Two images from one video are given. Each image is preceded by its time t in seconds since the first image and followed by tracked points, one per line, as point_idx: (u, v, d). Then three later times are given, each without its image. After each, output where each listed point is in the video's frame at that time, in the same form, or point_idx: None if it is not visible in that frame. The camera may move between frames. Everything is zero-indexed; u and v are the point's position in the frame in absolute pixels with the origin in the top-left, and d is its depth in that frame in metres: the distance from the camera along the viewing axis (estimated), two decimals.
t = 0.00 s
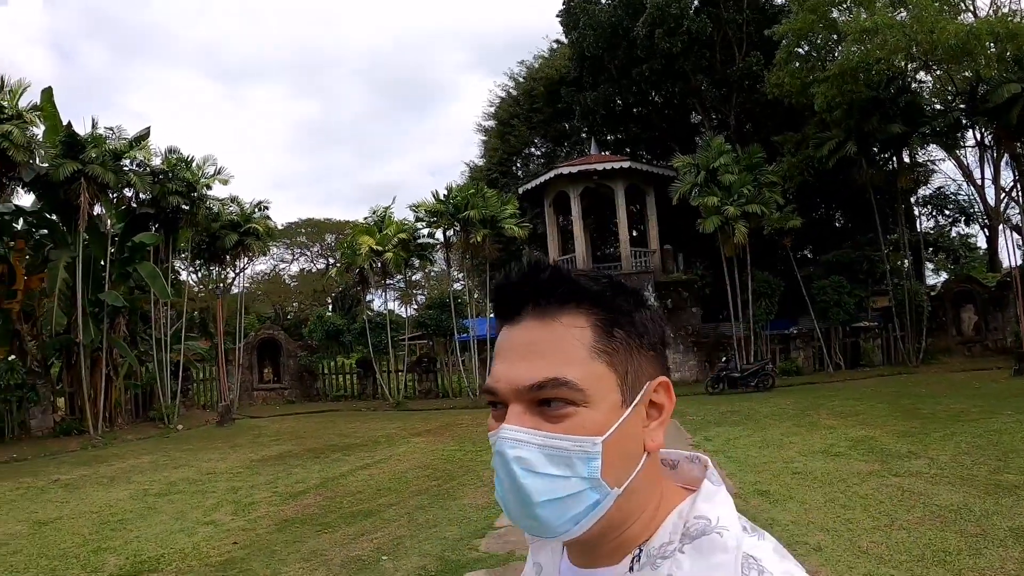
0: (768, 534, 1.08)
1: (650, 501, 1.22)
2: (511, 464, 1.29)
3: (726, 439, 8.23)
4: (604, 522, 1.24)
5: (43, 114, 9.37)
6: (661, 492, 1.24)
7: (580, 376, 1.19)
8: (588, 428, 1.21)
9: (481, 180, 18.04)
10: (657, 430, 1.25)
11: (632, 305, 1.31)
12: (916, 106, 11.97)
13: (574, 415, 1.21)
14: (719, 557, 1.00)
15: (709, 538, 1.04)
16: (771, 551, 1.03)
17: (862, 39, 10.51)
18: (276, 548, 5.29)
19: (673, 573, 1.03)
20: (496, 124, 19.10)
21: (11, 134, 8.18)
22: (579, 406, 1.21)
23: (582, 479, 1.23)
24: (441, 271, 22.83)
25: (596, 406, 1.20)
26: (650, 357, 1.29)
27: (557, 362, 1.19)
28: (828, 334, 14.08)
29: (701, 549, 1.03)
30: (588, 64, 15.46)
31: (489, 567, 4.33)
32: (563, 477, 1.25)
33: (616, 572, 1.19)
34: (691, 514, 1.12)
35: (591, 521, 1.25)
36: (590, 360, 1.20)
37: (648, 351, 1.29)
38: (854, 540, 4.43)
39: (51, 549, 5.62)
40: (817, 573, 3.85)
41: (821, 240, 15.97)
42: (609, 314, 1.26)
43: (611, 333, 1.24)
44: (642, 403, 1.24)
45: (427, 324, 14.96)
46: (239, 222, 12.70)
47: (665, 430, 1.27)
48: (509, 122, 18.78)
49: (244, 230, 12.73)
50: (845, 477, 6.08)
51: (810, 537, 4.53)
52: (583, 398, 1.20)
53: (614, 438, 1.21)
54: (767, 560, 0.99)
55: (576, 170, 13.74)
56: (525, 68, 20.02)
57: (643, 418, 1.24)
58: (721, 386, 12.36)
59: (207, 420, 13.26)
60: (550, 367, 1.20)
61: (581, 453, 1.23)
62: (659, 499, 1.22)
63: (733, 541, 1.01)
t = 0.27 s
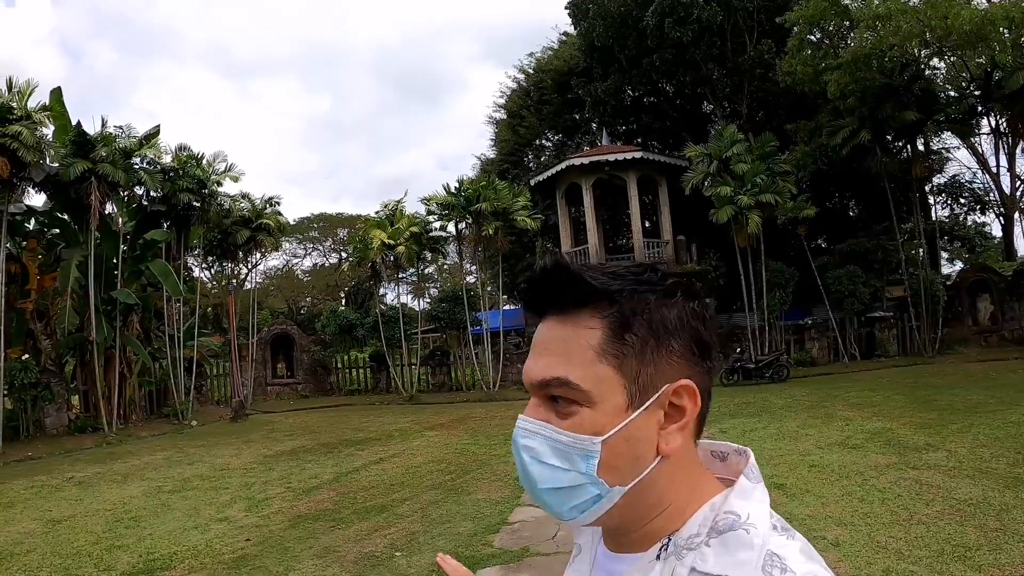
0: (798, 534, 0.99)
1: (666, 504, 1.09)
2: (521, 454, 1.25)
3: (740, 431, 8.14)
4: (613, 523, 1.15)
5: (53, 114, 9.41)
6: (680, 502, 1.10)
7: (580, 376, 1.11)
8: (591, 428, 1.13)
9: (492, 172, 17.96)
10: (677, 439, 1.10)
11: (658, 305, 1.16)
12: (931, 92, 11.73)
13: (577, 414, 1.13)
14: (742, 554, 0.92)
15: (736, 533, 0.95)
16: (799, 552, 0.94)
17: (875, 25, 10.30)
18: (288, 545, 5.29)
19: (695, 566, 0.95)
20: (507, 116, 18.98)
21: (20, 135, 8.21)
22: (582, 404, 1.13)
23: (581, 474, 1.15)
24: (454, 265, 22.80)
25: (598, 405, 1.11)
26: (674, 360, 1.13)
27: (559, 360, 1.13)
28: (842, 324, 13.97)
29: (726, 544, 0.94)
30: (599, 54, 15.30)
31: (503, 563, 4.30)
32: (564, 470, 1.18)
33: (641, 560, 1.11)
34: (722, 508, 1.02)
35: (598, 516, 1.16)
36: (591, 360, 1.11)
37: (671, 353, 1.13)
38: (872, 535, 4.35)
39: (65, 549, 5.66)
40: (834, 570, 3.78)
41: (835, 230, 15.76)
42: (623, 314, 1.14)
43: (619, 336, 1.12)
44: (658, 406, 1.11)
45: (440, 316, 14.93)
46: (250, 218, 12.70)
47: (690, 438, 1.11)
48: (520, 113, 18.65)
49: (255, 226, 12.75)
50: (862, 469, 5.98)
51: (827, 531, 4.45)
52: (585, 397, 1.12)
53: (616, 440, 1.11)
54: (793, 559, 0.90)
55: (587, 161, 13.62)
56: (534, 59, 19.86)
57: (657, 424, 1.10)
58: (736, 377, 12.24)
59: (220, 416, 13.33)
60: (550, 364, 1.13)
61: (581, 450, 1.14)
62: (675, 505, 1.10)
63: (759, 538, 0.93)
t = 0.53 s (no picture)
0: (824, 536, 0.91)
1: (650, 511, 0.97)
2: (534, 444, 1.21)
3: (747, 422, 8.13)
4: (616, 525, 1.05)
5: (56, 112, 9.43)
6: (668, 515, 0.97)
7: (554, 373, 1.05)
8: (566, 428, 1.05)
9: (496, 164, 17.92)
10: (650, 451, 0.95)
11: (628, 305, 0.99)
12: (936, 79, 11.62)
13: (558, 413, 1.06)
14: (765, 561, 0.84)
15: (762, 537, 0.87)
16: (824, 558, 0.87)
17: (880, 12, 10.19)
18: (296, 540, 5.31)
19: (718, 569, 0.87)
20: (511, 107, 18.89)
21: (24, 134, 8.24)
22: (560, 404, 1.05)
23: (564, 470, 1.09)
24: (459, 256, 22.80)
25: (570, 405, 1.03)
26: (646, 365, 0.96)
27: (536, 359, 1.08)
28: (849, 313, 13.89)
29: (751, 548, 0.86)
30: (602, 44, 15.20)
31: (511, 556, 4.30)
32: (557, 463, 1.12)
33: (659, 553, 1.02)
34: (750, 508, 0.92)
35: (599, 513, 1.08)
36: (564, 359, 1.04)
37: (641, 358, 0.97)
38: (880, 526, 4.33)
39: (75, 545, 5.70)
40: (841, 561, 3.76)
41: (841, 218, 15.65)
42: (589, 315, 1.02)
43: (584, 338, 1.02)
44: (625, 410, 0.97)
45: (446, 308, 14.91)
46: (255, 212, 12.72)
47: (669, 452, 0.95)
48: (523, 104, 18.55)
49: (260, 220, 12.77)
50: (870, 459, 5.96)
51: (835, 522, 4.44)
52: (560, 395, 1.04)
53: (584, 443, 1.01)
54: (817, 566, 0.84)
55: (591, 152, 13.55)
56: (538, 49, 19.74)
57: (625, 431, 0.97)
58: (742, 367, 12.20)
59: (227, 410, 13.40)
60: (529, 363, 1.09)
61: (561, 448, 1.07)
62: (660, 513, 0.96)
63: (785, 545, 0.85)
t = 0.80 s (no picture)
0: (827, 528, 0.90)
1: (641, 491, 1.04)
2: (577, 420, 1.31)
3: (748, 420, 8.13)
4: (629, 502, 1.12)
5: (56, 115, 9.44)
6: (659, 495, 1.03)
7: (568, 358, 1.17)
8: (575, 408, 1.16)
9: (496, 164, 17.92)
10: (628, 434, 1.03)
11: (613, 298, 1.05)
12: (936, 78, 11.62)
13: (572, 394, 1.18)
14: (767, 553, 0.83)
15: (766, 528, 0.85)
16: (828, 552, 0.86)
17: (880, 10, 10.18)
18: (298, 540, 5.32)
19: (721, 559, 0.85)
20: (510, 107, 18.89)
21: (25, 136, 8.25)
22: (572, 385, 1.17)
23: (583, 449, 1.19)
24: (460, 256, 22.80)
25: (574, 387, 1.14)
26: (625, 356, 1.03)
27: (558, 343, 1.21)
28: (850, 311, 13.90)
29: (754, 538, 0.85)
30: (602, 44, 15.20)
31: (513, 555, 4.31)
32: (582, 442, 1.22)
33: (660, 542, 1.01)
34: (755, 498, 0.91)
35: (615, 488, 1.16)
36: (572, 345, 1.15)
37: (620, 349, 1.03)
38: (882, 523, 4.34)
39: (78, 547, 5.72)
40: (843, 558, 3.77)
41: (842, 216, 15.66)
42: (585, 306, 1.10)
43: (582, 326, 1.11)
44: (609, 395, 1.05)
45: (447, 308, 14.89)
46: (256, 213, 12.73)
47: (648, 436, 1.01)
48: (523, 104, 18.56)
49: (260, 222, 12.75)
50: (872, 457, 5.97)
51: (837, 519, 4.45)
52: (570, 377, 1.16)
53: (583, 421, 1.12)
54: (819, 559, 0.83)
55: (591, 151, 13.56)
56: (537, 49, 19.74)
57: (609, 413, 1.06)
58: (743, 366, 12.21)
59: (229, 411, 13.41)
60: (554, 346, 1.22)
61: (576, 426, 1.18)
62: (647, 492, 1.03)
63: (788, 537, 0.84)
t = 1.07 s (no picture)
0: (834, 525, 0.90)
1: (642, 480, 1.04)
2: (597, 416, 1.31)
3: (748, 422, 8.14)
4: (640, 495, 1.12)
5: (56, 117, 9.43)
6: (658, 485, 1.02)
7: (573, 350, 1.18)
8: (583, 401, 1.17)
9: (495, 166, 17.91)
10: (622, 424, 1.03)
11: (606, 290, 1.06)
12: (934, 79, 11.64)
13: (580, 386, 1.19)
14: (767, 551, 0.83)
15: (767, 526, 0.85)
16: (831, 550, 0.86)
17: (877, 12, 10.20)
18: (299, 542, 5.31)
19: (721, 555, 0.85)
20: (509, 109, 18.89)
21: (24, 139, 8.25)
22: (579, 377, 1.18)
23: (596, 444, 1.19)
24: (459, 259, 22.78)
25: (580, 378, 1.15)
26: (616, 347, 1.04)
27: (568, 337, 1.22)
28: (849, 312, 13.91)
29: (755, 536, 0.85)
30: (600, 46, 15.22)
31: (515, 556, 4.31)
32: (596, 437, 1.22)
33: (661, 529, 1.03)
34: (759, 494, 0.90)
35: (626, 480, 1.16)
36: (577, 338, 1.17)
37: (612, 341, 1.04)
38: (883, 523, 4.34)
39: (78, 549, 5.71)
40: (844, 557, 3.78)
41: (840, 218, 15.68)
42: (584, 298, 1.11)
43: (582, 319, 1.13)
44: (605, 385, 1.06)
45: (446, 311, 14.76)
46: (255, 216, 12.72)
47: (642, 427, 1.02)
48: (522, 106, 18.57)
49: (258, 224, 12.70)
50: (872, 457, 5.98)
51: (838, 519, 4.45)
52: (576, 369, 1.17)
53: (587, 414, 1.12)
54: (819, 558, 0.83)
55: (590, 154, 13.57)
56: (536, 52, 19.76)
57: (605, 404, 1.06)
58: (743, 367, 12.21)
59: (228, 414, 13.37)
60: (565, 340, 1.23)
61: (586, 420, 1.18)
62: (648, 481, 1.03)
63: (790, 536, 0.83)
